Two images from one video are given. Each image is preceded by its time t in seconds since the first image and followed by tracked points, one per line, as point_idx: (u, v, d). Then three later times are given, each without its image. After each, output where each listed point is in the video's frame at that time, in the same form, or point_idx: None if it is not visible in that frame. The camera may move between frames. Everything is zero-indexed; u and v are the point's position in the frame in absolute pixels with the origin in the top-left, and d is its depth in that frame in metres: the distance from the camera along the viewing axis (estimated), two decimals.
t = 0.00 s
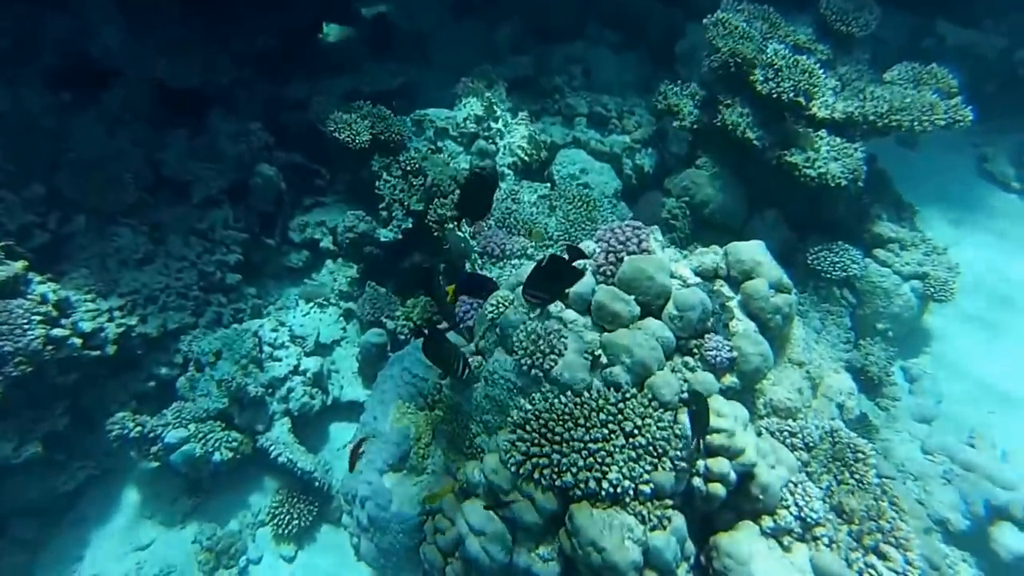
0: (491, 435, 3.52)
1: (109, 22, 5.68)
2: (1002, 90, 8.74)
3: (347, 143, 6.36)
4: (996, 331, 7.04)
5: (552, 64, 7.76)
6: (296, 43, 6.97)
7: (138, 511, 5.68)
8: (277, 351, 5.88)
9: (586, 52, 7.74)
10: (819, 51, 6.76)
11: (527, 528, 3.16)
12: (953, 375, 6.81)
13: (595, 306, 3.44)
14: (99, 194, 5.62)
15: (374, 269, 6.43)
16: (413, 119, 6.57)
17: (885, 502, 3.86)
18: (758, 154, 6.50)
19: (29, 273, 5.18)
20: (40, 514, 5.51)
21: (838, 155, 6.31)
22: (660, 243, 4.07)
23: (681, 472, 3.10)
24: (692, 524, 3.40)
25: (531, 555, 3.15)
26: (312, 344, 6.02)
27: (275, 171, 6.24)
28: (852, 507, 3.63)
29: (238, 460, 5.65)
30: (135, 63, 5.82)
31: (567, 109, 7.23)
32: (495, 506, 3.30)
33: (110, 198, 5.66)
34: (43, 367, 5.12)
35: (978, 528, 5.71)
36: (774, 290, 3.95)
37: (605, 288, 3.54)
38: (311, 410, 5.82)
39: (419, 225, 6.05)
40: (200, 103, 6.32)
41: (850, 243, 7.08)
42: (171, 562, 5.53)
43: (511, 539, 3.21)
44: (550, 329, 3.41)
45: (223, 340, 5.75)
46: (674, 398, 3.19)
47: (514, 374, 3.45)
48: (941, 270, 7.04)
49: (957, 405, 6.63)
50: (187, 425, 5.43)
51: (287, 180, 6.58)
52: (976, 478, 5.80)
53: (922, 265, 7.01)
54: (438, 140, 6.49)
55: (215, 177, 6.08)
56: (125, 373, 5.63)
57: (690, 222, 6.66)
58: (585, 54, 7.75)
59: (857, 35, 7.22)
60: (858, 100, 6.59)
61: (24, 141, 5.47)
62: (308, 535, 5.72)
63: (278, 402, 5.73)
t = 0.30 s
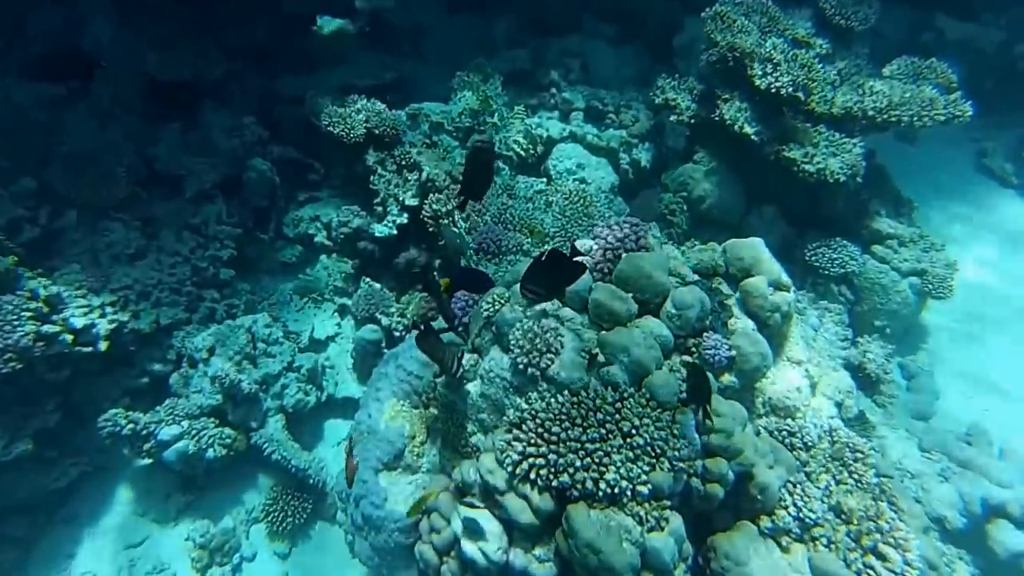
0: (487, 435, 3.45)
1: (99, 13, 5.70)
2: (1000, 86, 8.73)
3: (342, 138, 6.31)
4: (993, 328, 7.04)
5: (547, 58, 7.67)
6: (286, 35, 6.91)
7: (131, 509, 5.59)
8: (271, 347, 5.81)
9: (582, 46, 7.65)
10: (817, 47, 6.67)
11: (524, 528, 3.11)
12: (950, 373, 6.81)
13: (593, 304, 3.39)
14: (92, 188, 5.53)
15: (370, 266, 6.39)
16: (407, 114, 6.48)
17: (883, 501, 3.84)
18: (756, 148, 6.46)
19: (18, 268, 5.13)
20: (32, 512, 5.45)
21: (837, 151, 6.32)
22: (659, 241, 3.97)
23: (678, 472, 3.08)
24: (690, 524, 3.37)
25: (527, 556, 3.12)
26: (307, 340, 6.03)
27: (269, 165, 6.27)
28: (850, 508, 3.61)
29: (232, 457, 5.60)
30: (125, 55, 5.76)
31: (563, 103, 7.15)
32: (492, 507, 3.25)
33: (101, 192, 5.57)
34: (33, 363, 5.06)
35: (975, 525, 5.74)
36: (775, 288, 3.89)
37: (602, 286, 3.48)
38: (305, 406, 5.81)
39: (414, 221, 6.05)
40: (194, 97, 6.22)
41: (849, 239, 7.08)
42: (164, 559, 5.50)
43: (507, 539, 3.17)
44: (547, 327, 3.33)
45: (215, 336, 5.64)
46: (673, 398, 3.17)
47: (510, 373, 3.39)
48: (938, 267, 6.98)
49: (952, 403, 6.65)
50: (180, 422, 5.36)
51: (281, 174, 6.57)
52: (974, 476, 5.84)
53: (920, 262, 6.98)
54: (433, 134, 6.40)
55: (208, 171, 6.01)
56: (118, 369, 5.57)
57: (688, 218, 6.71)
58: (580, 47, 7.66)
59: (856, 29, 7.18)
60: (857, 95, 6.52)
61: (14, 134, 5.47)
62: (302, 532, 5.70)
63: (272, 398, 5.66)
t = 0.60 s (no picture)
0: (483, 434, 3.41)
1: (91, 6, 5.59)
2: (1000, 82, 8.70)
3: (337, 132, 6.28)
4: (990, 326, 7.04)
5: (545, 51, 7.63)
6: (282, 29, 6.87)
7: (123, 507, 5.56)
8: (266, 344, 5.75)
9: (579, 39, 7.67)
10: (818, 40, 6.64)
11: (521, 530, 3.05)
12: (949, 370, 6.78)
13: (591, 302, 3.35)
14: (83, 181, 5.46)
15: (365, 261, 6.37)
16: (403, 108, 6.36)
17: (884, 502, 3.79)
18: (755, 143, 6.44)
19: (9, 265, 5.02)
20: (23, 512, 5.37)
21: (837, 147, 6.27)
22: (658, 237, 3.91)
23: (678, 473, 3.02)
24: (688, 525, 3.34)
25: (524, 557, 3.07)
26: (301, 337, 5.90)
27: (263, 159, 6.14)
28: (851, 509, 3.59)
29: (225, 455, 5.56)
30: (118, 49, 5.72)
31: (560, 98, 7.06)
32: (489, 508, 3.20)
33: (92, 184, 5.50)
34: (24, 361, 4.98)
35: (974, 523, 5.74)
36: (775, 285, 3.87)
37: (600, 283, 3.45)
38: (300, 404, 5.73)
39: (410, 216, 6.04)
40: (187, 89, 6.18)
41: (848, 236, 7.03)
42: (158, 558, 5.44)
43: (503, 540, 3.11)
44: (544, 326, 3.28)
45: (209, 333, 5.61)
46: (671, 397, 3.14)
47: (506, 372, 3.34)
48: (938, 264, 7.01)
49: (952, 399, 6.59)
50: (173, 420, 5.28)
51: (276, 169, 6.48)
52: (974, 476, 5.84)
53: (919, 259, 6.99)
54: (429, 129, 6.28)
55: (202, 166, 5.93)
56: (111, 366, 5.51)
57: (687, 213, 6.57)
58: (578, 40, 7.68)
59: (858, 23, 7.12)
60: (858, 90, 6.46)
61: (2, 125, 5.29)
62: (297, 531, 5.63)
63: (266, 396, 5.60)
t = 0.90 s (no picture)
0: (481, 433, 3.34)
1: None
2: (1002, 79, 8.65)
3: (333, 126, 6.19)
4: (993, 325, 6.96)
5: (544, 47, 7.56)
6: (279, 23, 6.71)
7: (116, 506, 5.49)
8: (260, 341, 5.60)
9: (578, 34, 7.57)
10: (819, 35, 6.56)
11: (518, 530, 3.00)
12: (949, 369, 6.75)
13: (590, 298, 3.30)
14: (75, 176, 5.43)
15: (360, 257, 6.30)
16: (401, 103, 6.43)
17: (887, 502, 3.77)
18: (756, 139, 6.34)
19: None
20: (14, 511, 5.29)
21: (838, 143, 6.23)
22: (658, 232, 3.88)
23: (680, 472, 2.94)
24: (688, 525, 3.29)
25: (522, 557, 3.01)
26: (297, 334, 5.78)
27: (258, 154, 6.07)
28: (854, 509, 3.54)
29: (219, 453, 5.52)
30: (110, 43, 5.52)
31: (558, 93, 7.03)
32: (486, 507, 3.15)
33: (84, 179, 5.48)
34: (13, 358, 4.89)
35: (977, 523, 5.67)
36: (778, 282, 3.78)
37: (600, 279, 3.36)
38: (295, 402, 5.60)
39: (406, 212, 6.00)
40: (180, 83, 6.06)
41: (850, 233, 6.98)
42: (150, 557, 5.37)
43: (500, 540, 3.06)
44: (543, 321, 3.21)
45: (204, 329, 5.57)
46: (672, 395, 3.08)
47: (504, 369, 3.27)
48: (939, 260, 6.97)
49: (951, 399, 6.57)
50: (167, 418, 5.22)
51: (271, 164, 6.43)
52: (975, 475, 5.75)
53: (921, 256, 6.93)
54: (426, 124, 6.30)
55: (196, 161, 5.87)
56: (103, 363, 5.44)
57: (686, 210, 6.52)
58: (576, 36, 7.58)
59: (860, 19, 7.08)
60: (860, 85, 6.44)
61: None
62: (292, 530, 5.51)
63: (261, 393, 5.47)
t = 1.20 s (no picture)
0: (478, 429, 3.25)
1: None
2: (1004, 76, 8.60)
3: (329, 120, 6.12)
4: (998, 323, 6.85)
5: (544, 42, 7.49)
6: (273, 15, 6.54)
7: (109, 505, 5.39)
8: (255, 337, 5.50)
9: (578, 30, 7.52)
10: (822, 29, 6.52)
11: (517, 529, 2.91)
12: (954, 367, 6.64)
13: (591, 292, 3.18)
14: (66, 169, 5.33)
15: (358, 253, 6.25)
16: (398, 97, 6.36)
17: (895, 500, 3.66)
18: (759, 135, 6.25)
19: None
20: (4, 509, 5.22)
21: (841, 138, 6.16)
22: (660, 224, 3.77)
23: (684, 470, 2.86)
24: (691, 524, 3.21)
25: (519, 558, 2.93)
26: (292, 331, 5.68)
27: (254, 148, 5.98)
28: (861, 507, 3.44)
29: (215, 451, 5.40)
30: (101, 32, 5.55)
31: (558, 88, 6.87)
32: (484, 506, 3.06)
33: (75, 173, 5.36)
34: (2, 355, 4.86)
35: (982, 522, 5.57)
36: (782, 275, 3.70)
37: (601, 272, 3.27)
38: (291, 399, 5.48)
39: (404, 207, 5.92)
40: (172, 77, 5.98)
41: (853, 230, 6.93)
42: (143, 555, 5.25)
43: (499, 540, 2.96)
44: (542, 316, 3.12)
45: (198, 325, 5.42)
46: (676, 391, 2.99)
47: (502, 363, 3.17)
48: (943, 257, 6.98)
49: (956, 396, 6.46)
50: (160, 415, 5.11)
51: (268, 159, 6.29)
52: (980, 473, 5.68)
53: (923, 253, 6.93)
54: (424, 119, 6.28)
55: (190, 156, 5.78)
56: (95, 359, 5.33)
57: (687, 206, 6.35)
58: (576, 31, 7.53)
59: (865, 13, 6.99)
60: (864, 80, 6.42)
61: None
62: (288, 529, 5.37)
63: (256, 390, 5.37)
